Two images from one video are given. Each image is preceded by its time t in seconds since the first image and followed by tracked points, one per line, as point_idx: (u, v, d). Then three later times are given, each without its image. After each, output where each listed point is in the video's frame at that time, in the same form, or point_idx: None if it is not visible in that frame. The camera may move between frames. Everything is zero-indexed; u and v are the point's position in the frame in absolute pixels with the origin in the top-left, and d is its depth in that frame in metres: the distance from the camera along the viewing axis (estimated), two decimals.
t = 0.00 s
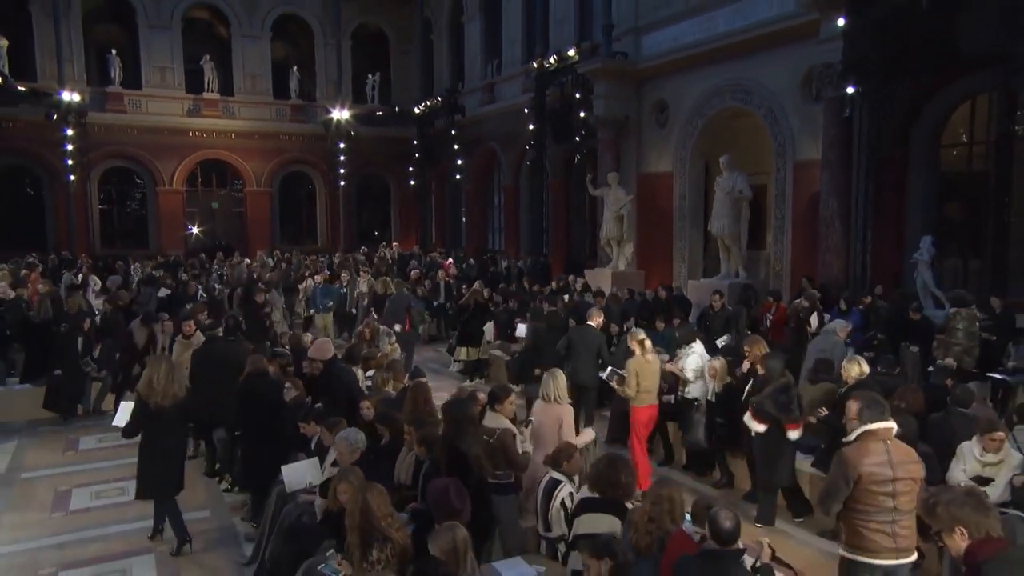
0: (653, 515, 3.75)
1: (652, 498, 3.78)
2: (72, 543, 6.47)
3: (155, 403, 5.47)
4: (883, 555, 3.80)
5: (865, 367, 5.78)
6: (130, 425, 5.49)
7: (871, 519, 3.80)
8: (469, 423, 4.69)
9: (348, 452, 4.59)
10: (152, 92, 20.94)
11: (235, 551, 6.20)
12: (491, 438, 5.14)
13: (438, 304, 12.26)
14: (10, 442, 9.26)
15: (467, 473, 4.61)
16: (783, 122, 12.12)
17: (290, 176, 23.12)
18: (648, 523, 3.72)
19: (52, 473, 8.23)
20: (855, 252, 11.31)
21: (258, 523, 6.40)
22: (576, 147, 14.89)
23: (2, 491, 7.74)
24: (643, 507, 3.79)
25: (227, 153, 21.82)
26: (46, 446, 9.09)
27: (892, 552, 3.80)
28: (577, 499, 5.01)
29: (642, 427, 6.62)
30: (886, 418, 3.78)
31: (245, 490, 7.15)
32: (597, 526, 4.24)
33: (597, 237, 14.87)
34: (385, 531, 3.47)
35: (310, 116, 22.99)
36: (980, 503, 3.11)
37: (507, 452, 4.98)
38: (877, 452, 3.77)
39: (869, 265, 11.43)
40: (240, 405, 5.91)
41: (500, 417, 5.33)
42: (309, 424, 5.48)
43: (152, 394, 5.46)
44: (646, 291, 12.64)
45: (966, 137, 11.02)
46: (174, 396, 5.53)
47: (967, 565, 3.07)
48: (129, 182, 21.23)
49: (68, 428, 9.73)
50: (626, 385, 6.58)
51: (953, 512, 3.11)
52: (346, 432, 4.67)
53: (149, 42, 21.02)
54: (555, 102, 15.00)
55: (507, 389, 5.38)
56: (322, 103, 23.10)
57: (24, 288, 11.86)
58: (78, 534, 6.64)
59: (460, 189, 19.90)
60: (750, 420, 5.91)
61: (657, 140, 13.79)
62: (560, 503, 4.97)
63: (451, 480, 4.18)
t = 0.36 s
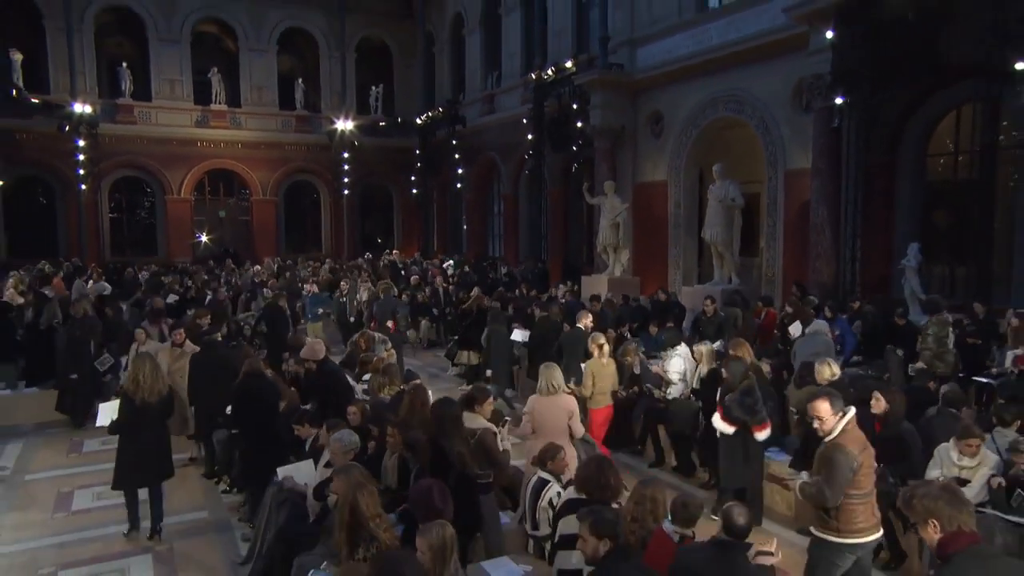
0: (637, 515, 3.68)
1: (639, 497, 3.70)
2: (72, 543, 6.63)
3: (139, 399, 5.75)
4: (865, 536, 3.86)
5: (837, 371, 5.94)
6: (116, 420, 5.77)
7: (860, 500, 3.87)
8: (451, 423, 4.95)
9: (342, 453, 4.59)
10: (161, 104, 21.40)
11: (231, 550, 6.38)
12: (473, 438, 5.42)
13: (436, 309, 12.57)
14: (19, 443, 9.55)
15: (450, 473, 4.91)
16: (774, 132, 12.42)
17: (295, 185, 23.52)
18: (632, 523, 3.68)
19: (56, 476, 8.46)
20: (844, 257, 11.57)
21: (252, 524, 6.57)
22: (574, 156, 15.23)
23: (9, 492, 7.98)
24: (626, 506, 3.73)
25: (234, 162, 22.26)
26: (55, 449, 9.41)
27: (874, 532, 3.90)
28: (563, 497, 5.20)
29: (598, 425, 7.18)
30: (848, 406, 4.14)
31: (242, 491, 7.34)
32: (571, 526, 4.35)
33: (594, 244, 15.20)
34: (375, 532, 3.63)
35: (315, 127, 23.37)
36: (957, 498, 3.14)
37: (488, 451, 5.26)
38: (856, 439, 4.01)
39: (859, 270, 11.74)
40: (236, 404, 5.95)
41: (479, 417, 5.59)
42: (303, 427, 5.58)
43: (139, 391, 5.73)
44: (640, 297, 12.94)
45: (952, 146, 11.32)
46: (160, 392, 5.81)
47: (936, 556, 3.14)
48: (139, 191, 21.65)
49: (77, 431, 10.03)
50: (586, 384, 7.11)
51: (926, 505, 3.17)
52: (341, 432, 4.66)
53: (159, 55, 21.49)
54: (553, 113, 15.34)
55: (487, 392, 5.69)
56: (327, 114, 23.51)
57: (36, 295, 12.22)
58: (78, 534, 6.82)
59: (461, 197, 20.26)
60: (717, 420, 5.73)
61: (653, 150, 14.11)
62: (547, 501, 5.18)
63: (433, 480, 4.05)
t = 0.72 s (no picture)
0: (625, 516, 3.72)
1: (627, 499, 3.72)
2: (76, 543, 6.59)
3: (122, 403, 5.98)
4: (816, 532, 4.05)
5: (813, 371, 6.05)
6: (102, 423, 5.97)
7: (806, 493, 4.05)
8: (442, 425, 4.92)
9: (340, 454, 4.61)
10: (174, 117, 21.93)
11: (231, 551, 6.39)
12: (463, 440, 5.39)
13: (438, 316, 12.85)
14: (31, 443, 9.70)
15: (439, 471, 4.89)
16: (770, 142, 12.70)
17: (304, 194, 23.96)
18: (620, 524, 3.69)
19: (64, 476, 8.50)
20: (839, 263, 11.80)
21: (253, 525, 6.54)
22: (574, 166, 15.55)
23: (18, 490, 8.02)
24: (613, 507, 3.76)
25: (245, 173, 22.70)
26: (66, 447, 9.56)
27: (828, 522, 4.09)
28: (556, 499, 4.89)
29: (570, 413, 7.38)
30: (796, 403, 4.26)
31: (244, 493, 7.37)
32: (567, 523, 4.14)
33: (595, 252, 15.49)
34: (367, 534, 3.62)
35: (323, 138, 23.85)
36: (947, 500, 3.21)
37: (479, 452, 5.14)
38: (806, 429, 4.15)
39: (852, 277, 12.01)
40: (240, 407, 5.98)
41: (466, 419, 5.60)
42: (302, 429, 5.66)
43: (125, 393, 5.98)
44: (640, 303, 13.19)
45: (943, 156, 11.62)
46: (142, 394, 6.07)
47: (920, 553, 3.09)
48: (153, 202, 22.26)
49: (88, 432, 10.19)
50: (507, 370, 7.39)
51: (914, 503, 3.26)
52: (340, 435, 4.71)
53: (173, 69, 22.02)
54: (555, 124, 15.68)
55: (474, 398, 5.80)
56: (335, 126, 23.96)
57: (49, 302, 12.52)
58: (83, 535, 6.77)
59: (465, 207, 20.60)
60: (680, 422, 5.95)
61: (651, 160, 14.42)
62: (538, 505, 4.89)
63: (422, 482, 4.02)
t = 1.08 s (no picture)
0: (615, 518, 3.53)
1: (614, 500, 3.57)
2: (84, 544, 6.84)
3: (110, 404, 6.31)
4: (768, 512, 5.06)
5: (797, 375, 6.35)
6: (91, 419, 6.33)
7: (757, 481, 5.03)
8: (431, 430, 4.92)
9: (337, 457, 4.72)
10: (189, 129, 22.48)
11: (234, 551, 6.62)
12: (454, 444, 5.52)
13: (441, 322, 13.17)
14: (44, 445, 10.04)
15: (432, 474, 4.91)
16: (767, 152, 12.99)
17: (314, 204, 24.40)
18: (611, 528, 3.50)
19: (75, 479, 8.79)
20: (835, 271, 12.06)
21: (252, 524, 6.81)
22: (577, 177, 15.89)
23: (30, 491, 8.31)
24: (603, 510, 3.58)
25: (256, 183, 23.17)
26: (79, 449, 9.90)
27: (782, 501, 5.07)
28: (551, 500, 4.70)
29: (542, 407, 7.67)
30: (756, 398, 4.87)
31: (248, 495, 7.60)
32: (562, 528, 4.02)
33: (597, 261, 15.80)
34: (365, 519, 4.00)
35: (333, 150, 24.31)
36: (935, 502, 3.25)
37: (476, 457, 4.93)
38: (756, 426, 4.90)
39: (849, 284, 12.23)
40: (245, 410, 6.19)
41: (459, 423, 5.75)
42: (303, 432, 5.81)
43: (114, 394, 6.30)
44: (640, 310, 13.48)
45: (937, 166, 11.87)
46: (129, 396, 6.36)
47: (907, 554, 3.15)
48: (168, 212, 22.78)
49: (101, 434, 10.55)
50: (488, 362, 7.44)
51: (902, 504, 3.31)
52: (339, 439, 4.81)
53: (188, 82, 22.59)
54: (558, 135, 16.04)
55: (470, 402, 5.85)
56: (345, 137, 24.42)
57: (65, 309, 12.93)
58: (91, 535, 7.03)
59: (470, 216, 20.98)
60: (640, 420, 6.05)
61: (652, 170, 14.73)
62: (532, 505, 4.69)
63: (411, 484, 4.19)
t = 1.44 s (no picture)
0: (605, 519, 3.78)
1: (603, 502, 3.80)
2: (90, 545, 7.03)
3: (103, 401, 6.64)
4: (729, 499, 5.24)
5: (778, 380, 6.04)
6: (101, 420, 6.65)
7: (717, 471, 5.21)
8: (418, 433, 5.16)
9: (326, 461, 4.72)
10: (202, 142, 23.01)
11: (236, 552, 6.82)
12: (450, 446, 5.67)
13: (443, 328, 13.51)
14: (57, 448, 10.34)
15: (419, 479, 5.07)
16: (764, 163, 13.29)
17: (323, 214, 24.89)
18: (603, 527, 3.76)
19: (84, 481, 9.00)
20: (830, 279, 12.31)
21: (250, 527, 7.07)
22: (579, 187, 16.22)
23: (41, 493, 8.52)
24: (595, 511, 3.83)
25: (267, 195, 23.67)
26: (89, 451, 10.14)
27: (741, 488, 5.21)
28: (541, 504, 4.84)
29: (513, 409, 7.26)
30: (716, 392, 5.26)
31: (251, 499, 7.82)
32: (556, 533, 4.02)
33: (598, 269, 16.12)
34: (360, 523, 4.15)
35: (341, 161, 24.79)
36: (922, 503, 3.23)
37: (466, 458, 5.25)
38: (716, 416, 5.21)
39: (845, 291, 12.46)
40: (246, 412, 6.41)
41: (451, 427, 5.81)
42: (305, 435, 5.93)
43: (110, 389, 6.64)
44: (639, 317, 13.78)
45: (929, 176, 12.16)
46: (127, 392, 6.71)
47: (893, 554, 3.25)
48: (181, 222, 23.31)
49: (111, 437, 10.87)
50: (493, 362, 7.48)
51: (889, 503, 3.31)
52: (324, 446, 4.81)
53: (201, 97, 23.13)
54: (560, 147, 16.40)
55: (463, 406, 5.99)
56: (353, 149, 24.86)
57: (78, 317, 13.27)
58: (98, 536, 7.23)
59: (475, 226, 21.35)
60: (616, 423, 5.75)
61: (652, 180, 15.04)
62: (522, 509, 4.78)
63: (402, 485, 4.26)
